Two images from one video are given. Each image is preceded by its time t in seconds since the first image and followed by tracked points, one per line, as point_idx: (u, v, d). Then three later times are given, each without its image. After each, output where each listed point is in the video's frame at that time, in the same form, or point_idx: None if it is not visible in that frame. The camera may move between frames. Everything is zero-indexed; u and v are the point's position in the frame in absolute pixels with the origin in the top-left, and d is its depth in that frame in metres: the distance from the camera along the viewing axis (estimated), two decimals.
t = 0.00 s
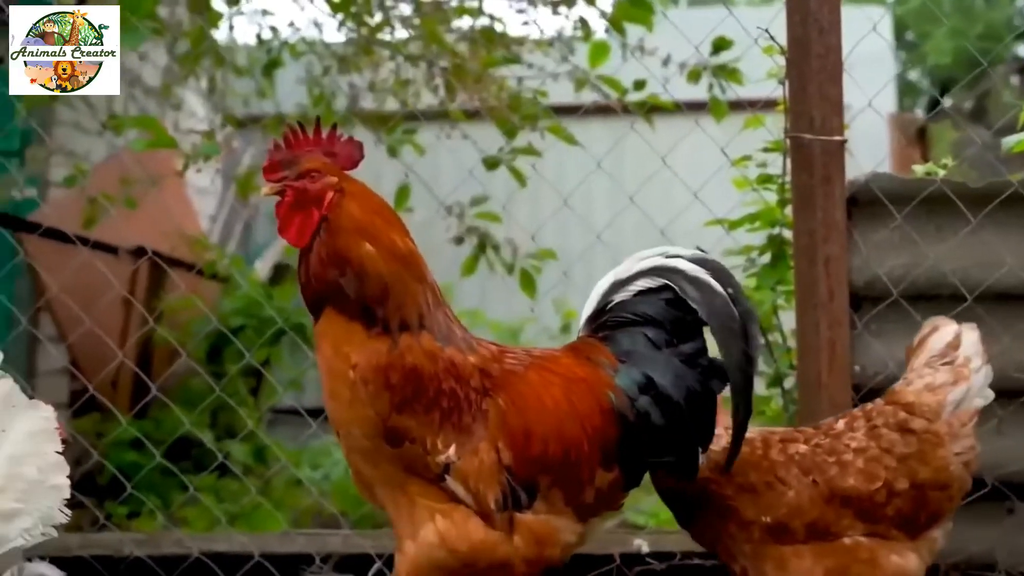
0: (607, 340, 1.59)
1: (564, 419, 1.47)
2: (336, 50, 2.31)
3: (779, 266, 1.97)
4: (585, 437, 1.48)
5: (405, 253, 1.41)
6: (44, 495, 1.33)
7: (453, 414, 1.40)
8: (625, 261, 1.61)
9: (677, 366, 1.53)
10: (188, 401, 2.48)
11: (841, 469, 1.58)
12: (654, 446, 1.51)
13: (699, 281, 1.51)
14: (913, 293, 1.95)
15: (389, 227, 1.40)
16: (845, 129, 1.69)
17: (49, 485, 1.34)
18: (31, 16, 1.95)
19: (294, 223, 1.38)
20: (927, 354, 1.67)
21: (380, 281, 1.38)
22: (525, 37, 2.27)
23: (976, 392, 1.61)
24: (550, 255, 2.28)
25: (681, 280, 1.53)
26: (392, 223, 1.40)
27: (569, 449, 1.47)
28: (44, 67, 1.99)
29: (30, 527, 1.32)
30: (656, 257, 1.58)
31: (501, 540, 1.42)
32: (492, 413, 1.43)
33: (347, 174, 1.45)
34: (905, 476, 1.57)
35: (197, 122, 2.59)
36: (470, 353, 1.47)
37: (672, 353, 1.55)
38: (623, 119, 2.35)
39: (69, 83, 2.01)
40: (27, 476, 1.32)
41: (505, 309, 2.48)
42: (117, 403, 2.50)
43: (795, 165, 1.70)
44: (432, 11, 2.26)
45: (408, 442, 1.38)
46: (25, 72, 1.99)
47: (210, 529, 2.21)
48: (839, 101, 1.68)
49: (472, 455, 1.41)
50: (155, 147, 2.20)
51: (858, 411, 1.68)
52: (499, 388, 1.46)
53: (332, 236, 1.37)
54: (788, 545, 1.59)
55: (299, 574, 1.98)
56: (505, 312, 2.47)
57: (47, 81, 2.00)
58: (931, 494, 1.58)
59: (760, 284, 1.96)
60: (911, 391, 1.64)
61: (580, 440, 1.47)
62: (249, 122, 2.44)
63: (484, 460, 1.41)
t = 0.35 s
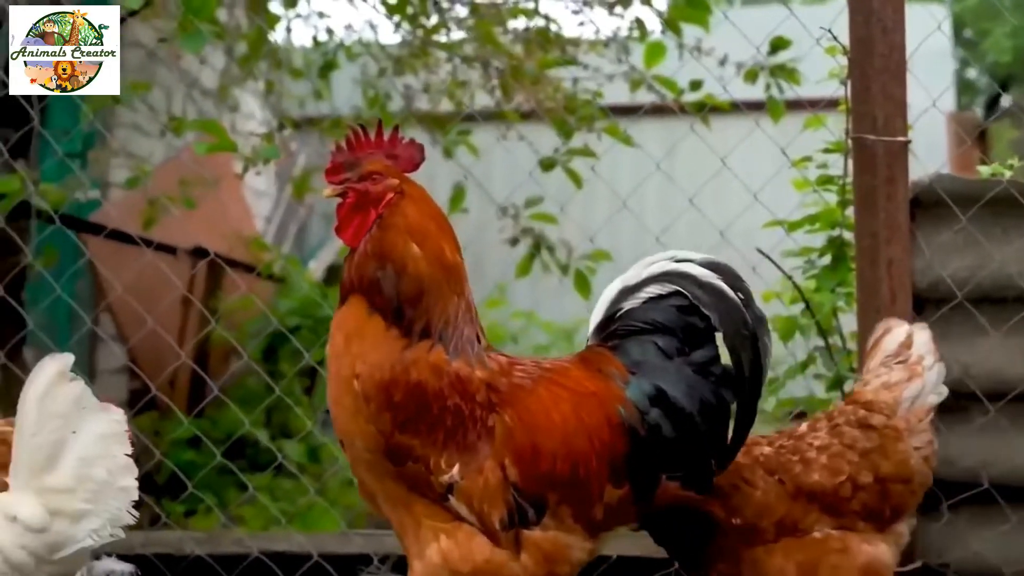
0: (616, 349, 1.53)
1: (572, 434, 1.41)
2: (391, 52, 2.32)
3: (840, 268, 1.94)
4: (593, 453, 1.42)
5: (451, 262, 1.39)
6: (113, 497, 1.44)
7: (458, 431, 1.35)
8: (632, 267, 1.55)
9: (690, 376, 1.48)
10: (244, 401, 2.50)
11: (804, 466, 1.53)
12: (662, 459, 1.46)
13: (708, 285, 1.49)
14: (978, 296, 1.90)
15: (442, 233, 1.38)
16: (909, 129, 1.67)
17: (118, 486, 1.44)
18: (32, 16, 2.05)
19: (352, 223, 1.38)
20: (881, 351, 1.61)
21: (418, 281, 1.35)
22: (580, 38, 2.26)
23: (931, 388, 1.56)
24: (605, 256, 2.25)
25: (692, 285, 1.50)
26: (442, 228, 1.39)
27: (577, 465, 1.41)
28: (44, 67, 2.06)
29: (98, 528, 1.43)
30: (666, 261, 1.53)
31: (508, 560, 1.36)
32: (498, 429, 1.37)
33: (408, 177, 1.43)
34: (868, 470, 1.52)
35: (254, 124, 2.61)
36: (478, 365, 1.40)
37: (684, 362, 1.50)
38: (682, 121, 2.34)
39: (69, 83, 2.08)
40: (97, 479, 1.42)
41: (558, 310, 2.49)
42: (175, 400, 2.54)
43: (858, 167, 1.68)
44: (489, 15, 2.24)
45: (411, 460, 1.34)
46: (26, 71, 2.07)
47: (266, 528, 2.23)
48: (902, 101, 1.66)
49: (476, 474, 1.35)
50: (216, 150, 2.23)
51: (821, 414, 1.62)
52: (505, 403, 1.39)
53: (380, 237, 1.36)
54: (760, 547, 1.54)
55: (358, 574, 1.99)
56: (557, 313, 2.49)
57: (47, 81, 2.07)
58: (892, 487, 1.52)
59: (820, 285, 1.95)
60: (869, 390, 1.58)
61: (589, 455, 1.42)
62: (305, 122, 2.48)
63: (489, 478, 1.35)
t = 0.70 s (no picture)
0: (630, 358, 1.53)
1: (588, 445, 1.40)
2: (422, 57, 2.33)
3: (876, 270, 1.92)
4: (610, 464, 1.41)
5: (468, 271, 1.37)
6: (154, 507, 1.55)
7: (474, 444, 1.33)
8: (644, 276, 1.57)
9: (703, 387, 1.48)
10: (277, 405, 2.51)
11: (798, 475, 1.58)
12: (678, 470, 1.46)
13: (723, 295, 1.49)
14: (1017, 298, 1.88)
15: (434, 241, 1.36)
16: (946, 130, 1.65)
17: (160, 497, 1.56)
18: (33, 17, 2.04)
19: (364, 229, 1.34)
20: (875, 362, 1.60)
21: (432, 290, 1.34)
22: (611, 40, 2.26)
23: (930, 402, 1.58)
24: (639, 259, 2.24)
25: (706, 295, 1.50)
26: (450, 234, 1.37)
27: (592, 475, 1.40)
28: (45, 68, 2.07)
29: (138, 536, 1.54)
30: (677, 271, 1.54)
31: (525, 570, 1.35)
32: (513, 441, 1.36)
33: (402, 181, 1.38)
34: (861, 483, 1.55)
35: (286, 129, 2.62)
36: (493, 376, 1.39)
37: (697, 371, 1.50)
38: (714, 123, 2.33)
39: (70, 83, 2.07)
40: (139, 487, 1.54)
41: (590, 314, 2.49)
42: (210, 403, 2.57)
43: (894, 168, 1.66)
44: (521, 19, 2.25)
45: (426, 473, 1.33)
46: (27, 72, 2.09)
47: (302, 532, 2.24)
48: (940, 102, 1.64)
49: (492, 486, 1.35)
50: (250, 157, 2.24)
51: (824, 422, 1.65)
52: (521, 415, 1.38)
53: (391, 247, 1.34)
54: (745, 552, 1.61)
55: None
56: (589, 317, 2.48)
57: (47, 81, 2.08)
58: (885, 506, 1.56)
59: (856, 287, 1.92)
60: (869, 403, 1.60)
61: (604, 466, 1.41)
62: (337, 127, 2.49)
63: (505, 490, 1.35)
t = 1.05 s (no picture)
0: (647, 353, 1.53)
1: (617, 441, 1.40)
2: (449, 56, 2.33)
3: (907, 266, 1.91)
4: (640, 459, 1.41)
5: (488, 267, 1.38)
6: (193, 505, 1.64)
7: (505, 444, 1.34)
8: (660, 270, 1.56)
9: (722, 378, 1.47)
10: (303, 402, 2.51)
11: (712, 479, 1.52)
12: (706, 464, 1.43)
13: (735, 285, 1.47)
14: None
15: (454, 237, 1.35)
16: (979, 124, 1.63)
17: (199, 494, 1.65)
18: (33, 17, 2.09)
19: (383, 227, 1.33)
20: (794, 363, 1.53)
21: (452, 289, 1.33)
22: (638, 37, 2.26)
23: (852, 396, 1.54)
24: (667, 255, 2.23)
25: (720, 287, 1.48)
26: (468, 232, 1.37)
27: (623, 470, 1.40)
28: (44, 68, 2.12)
29: (178, 533, 1.62)
30: (691, 264, 1.53)
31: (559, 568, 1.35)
32: (542, 439, 1.36)
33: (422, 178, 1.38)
34: (780, 481, 1.51)
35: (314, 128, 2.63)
36: (517, 374, 1.39)
37: (716, 363, 1.49)
38: (743, 119, 2.34)
39: (70, 83, 2.15)
40: (177, 485, 1.63)
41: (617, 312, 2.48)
42: (240, 399, 2.59)
43: (926, 163, 1.64)
44: (548, 16, 2.25)
45: (458, 475, 1.32)
46: (26, 72, 2.13)
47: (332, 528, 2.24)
48: (972, 96, 1.63)
49: (524, 485, 1.35)
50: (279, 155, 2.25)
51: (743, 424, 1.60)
52: (548, 413, 1.38)
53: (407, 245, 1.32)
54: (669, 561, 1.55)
55: (424, 573, 2.00)
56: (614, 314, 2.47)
57: (47, 81, 2.14)
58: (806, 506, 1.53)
59: (887, 283, 1.91)
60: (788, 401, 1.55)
61: (635, 461, 1.40)
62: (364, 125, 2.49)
63: (537, 489, 1.35)
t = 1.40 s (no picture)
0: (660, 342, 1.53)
1: (633, 430, 1.39)
2: (459, 47, 2.33)
3: (922, 254, 1.90)
4: (656, 448, 1.40)
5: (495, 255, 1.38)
6: (210, 497, 1.66)
7: (521, 433, 1.33)
8: (674, 259, 1.54)
9: (736, 366, 1.46)
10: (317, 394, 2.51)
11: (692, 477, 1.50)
12: (722, 452, 1.43)
13: (747, 274, 1.46)
14: None
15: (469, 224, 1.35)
16: (994, 111, 1.62)
17: (216, 487, 1.66)
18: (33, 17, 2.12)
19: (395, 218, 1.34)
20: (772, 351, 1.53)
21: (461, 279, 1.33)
22: (649, 27, 2.25)
23: (834, 399, 1.54)
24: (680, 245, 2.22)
25: (733, 275, 1.48)
26: (480, 222, 1.38)
27: (641, 459, 1.39)
28: (43, 67, 2.14)
29: (195, 526, 1.65)
30: (704, 252, 1.52)
31: (577, 558, 1.35)
32: (559, 429, 1.36)
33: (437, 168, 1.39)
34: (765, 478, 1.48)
35: (324, 120, 2.63)
36: (532, 364, 1.39)
37: (729, 352, 1.49)
38: (756, 110, 2.32)
39: (69, 83, 2.18)
40: (196, 477, 1.65)
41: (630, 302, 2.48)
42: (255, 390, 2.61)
43: (942, 151, 1.63)
44: (559, 7, 2.25)
45: (475, 464, 1.32)
46: (25, 72, 2.15)
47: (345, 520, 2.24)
48: (989, 82, 1.62)
49: (541, 475, 1.35)
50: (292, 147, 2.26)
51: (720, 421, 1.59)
52: (564, 402, 1.38)
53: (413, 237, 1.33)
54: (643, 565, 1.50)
55: (440, 564, 2.00)
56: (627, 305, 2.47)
57: (47, 81, 2.15)
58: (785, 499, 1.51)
59: (903, 271, 1.91)
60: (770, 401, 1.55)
61: (651, 451, 1.40)
62: (376, 117, 2.49)
63: (554, 479, 1.35)
